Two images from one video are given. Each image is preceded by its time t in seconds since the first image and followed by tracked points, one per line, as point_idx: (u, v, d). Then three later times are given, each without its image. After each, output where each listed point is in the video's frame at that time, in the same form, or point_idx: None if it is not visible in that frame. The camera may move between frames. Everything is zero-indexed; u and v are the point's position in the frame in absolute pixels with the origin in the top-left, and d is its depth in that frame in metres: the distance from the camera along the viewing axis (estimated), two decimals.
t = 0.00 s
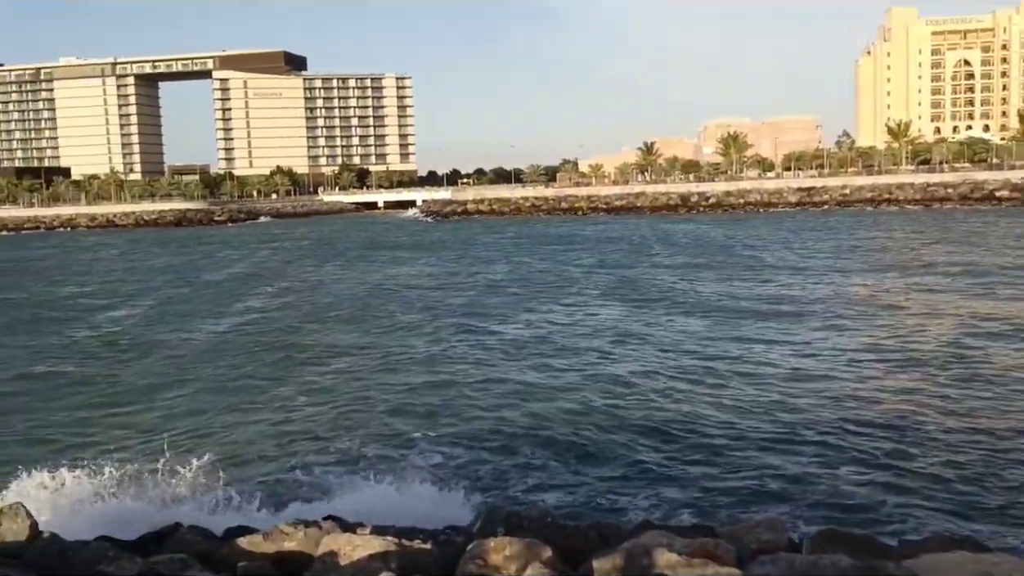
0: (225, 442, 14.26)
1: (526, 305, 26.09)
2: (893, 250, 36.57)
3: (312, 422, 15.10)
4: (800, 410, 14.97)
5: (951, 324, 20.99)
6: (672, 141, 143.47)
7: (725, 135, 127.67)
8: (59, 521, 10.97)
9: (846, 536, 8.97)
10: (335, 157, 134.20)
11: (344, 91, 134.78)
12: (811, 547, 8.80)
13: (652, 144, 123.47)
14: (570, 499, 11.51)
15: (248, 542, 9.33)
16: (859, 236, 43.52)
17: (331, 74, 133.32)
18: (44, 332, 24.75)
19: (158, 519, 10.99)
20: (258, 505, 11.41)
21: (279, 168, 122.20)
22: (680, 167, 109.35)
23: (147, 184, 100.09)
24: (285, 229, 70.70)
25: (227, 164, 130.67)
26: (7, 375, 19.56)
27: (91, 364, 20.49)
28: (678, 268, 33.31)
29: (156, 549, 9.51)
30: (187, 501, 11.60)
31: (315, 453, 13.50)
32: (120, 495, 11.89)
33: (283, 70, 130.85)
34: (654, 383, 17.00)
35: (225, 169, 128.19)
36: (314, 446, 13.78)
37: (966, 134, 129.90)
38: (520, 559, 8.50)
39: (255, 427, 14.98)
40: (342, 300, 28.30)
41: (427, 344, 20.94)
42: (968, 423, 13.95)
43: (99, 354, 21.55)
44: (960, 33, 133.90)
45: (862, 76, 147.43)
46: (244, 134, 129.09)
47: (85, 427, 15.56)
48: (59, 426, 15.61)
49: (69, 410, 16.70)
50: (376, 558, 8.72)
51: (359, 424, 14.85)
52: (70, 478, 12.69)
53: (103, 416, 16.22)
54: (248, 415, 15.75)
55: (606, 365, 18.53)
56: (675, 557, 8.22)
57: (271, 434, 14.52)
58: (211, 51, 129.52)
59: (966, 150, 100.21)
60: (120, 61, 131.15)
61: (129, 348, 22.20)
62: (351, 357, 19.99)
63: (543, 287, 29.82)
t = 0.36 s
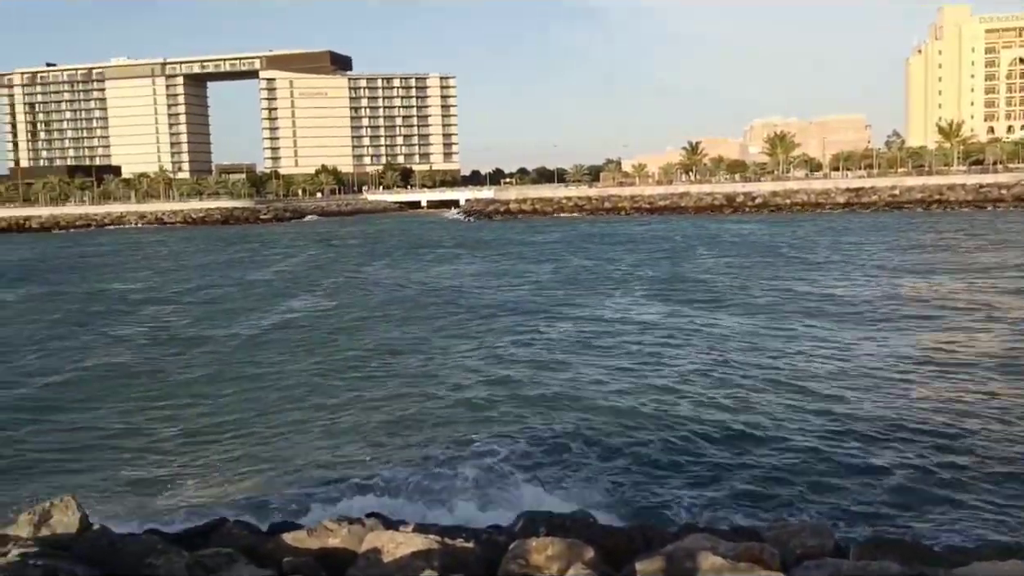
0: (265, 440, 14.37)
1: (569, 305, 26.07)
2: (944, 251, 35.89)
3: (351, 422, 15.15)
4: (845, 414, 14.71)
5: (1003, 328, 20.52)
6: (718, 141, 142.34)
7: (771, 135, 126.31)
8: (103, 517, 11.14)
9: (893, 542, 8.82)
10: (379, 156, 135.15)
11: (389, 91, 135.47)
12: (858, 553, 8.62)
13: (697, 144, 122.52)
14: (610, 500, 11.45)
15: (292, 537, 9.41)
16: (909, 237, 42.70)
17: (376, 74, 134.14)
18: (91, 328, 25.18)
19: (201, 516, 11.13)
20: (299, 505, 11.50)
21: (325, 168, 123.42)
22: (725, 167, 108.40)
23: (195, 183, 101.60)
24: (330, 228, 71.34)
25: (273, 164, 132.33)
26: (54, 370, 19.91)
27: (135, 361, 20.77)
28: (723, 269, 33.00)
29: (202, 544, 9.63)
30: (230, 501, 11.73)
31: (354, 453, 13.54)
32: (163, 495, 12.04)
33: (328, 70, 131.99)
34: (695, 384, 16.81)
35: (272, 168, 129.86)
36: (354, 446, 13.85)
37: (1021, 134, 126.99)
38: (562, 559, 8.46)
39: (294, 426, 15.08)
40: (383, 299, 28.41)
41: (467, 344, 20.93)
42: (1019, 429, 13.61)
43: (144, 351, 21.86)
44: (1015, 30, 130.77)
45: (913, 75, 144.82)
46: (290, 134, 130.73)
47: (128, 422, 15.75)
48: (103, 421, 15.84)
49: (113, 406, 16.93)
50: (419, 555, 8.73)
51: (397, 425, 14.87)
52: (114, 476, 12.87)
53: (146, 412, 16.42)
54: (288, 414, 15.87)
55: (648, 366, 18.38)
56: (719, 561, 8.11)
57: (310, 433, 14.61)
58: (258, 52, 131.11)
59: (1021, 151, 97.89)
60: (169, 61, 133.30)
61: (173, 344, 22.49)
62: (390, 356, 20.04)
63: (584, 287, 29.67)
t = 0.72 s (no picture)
0: (291, 437, 14.41)
1: (600, 305, 26.07)
2: (982, 254, 35.40)
3: (376, 421, 15.18)
4: (876, 419, 14.50)
5: None
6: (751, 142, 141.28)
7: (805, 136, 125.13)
8: (137, 511, 11.27)
9: (928, 548, 8.71)
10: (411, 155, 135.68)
11: (421, 90, 135.82)
12: (892, 558, 8.53)
13: (730, 145, 121.65)
14: (639, 502, 11.38)
15: (323, 533, 9.46)
16: (946, 240, 42.04)
17: (409, 74, 134.50)
18: (126, 322, 25.55)
19: (232, 512, 11.22)
20: (327, 503, 11.54)
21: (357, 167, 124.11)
22: (759, 168, 107.54)
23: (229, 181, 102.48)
24: (362, 227, 71.61)
25: (306, 163, 133.27)
26: (85, 364, 20.15)
27: (165, 356, 20.96)
28: (755, 270, 32.81)
29: (234, 538, 9.71)
30: (258, 497, 11.81)
31: (381, 452, 13.56)
32: (193, 489, 12.14)
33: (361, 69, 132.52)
34: (724, 387, 16.65)
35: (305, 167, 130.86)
36: (381, 444, 13.88)
37: None
38: (592, 559, 8.45)
39: (320, 424, 15.13)
40: (411, 299, 28.43)
41: (494, 344, 20.88)
42: None
43: (174, 346, 22.06)
44: None
45: (951, 75, 142.76)
46: (323, 133, 131.68)
47: (157, 415, 15.88)
48: (132, 414, 15.98)
49: (143, 398, 17.09)
50: (448, 554, 8.75)
51: (424, 424, 14.87)
52: (144, 470, 13.00)
53: (175, 405, 16.56)
54: (315, 412, 15.93)
55: (676, 368, 18.22)
56: (751, 565, 8.06)
57: (338, 431, 14.65)
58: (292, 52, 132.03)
59: None
60: (205, 60, 134.57)
61: (203, 340, 22.66)
62: (418, 355, 20.06)
63: (613, 288, 29.52)
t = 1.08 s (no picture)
0: (333, 435, 14.44)
1: (644, 305, 25.99)
2: None
3: (418, 421, 15.12)
4: (929, 425, 14.14)
5: None
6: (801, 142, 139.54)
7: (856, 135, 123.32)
8: (183, 503, 11.41)
9: (981, 556, 8.51)
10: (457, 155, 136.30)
11: (467, 91, 136.24)
12: (943, 564, 8.37)
13: (779, 144, 120.29)
14: (686, 506, 11.26)
15: (368, 530, 9.53)
16: (1001, 243, 41.09)
17: (455, 74, 135.01)
18: (177, 318, 26.03)
19: (279, 506, 11.34)
20: (370, 500, 11.60)
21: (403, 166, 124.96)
22: (808, 168, 106.16)
23: (278, 180, 103.63)
24: (408, 226, 72.05)
25: (353, 162, 134.30)
26: (134, 359, 20.44)
27: (213, 351, 21.18)
28: (802, 271, 32.47)
29: (280, 534, 9.82)
30: (304, 492, 11.89)
31: (420, 452, 13.54)
32: (236, 484, 12.25)
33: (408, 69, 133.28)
34: (771, 391, 16.36)
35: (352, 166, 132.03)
36: (423, 444, 13.87)
37: None
38: (636, 562, 8.41)
39: (363, 422, 15.14)
40: (455, 298, 28.45)
41: (538, 345, 20.78)
42: None
43: (220, 342, 22.31)
44: None
45: (1008, 74, 139.66)
46: (370, 133, 132.75)
47: (203, 411, 16.03)
48: (178, 410, 16.13)
49: (191, 394, 17.27)
50: (492, 553, 8.77)
51: (466, 425, 14.81)
52: (190, 464, 13.14)
53: (220, 401, 16.71)
54: (357, 410, 15.94)
55: (722, 371, 17.97)
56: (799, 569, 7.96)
57: (381, 430, 14.68)
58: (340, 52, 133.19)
59: None
60: (255, 61, 136.28)
61: (250, 336, 22.96)
62: (461, 355, 20.02)
63: (658, 289, 29.27)
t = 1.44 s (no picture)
0: (371, 432, 14.46)
1: (683, 305, 25.89)
2: None
3: (457, 419, 15.09)
4: (978, 431, 13.81)
5: None
6: (845, 141, 137.60)
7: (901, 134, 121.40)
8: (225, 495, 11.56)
9: None
10: (496, 155, 136.52)
11: (507, 90, 136.31)
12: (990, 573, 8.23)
13: (822, 144, 118.82)
14: (726, 510, 11.18)
15: (408, 527, 9.57)
16: None
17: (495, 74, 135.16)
18: (220, 314, 26.39)
19: (320, 501, 11.44)
20: (410, 498, 11.65)
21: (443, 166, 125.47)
22: (853, 167, 104.70)
23: (320, 179, 104.44)
24: (447, 225, 72.26)
25: (394, 161, 134.82)
26: (176, 354, 20.64)
27: (253, 347, 21.32)
28: (845, 272, 32.09)
29: (321, 530, 9.92)
30: (342, 488, 11.97)
31: (456, 450, 13.56)
32: (276, 477, 12.35)
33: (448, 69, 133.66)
34: (813, 394, 16.10)
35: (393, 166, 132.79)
36: (461, 443, 13.86)
37: None
38: (676, 564, 8.38)
39: (401, 419, 15.12)
40: (494, 297, 28.38)
41: (577, 345, 20.63)
42: None
43: (260, 338, 22.45)
44: None
45: None
46: (411, 133, 133.28)
47: (244, 405, 16.12)
48: (218, 405, 16.24)
49: (231, 389, 17.39)
50: (532, 554, 8.79)
51: (504, 424, 14.74)
52: (230, 457, 13.23)
53: (260, 396, 16.81)
54: (394, 408, 15.93)
55: (763, 373, 17.70)
56: None
57: (418, 428, 14.65)
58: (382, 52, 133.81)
59: None
60: (298, 61, 137.38)
61: (290, 332, 23.21)
62: (500, 355, 19.95)
63: (696, 289, 29.10)
